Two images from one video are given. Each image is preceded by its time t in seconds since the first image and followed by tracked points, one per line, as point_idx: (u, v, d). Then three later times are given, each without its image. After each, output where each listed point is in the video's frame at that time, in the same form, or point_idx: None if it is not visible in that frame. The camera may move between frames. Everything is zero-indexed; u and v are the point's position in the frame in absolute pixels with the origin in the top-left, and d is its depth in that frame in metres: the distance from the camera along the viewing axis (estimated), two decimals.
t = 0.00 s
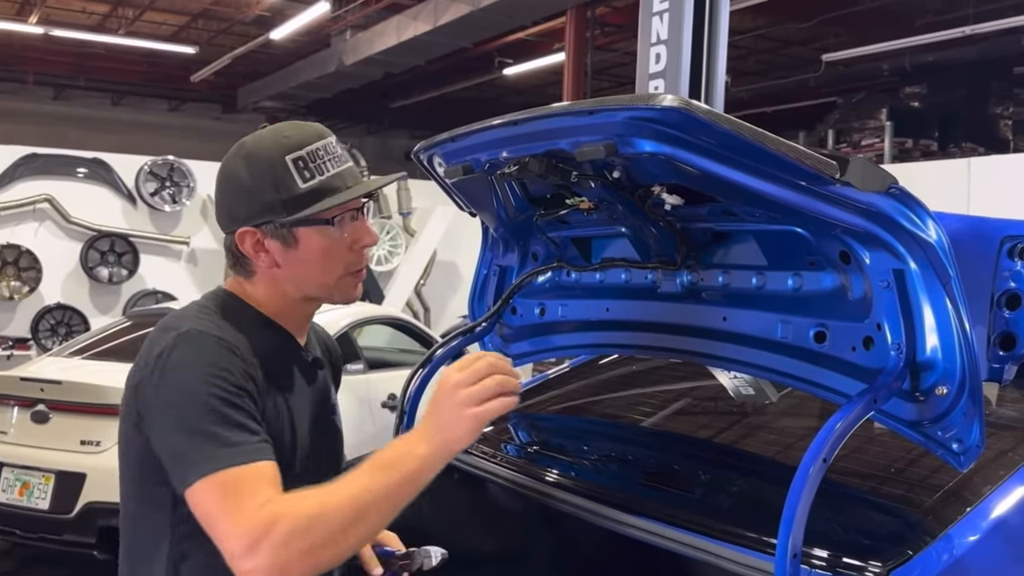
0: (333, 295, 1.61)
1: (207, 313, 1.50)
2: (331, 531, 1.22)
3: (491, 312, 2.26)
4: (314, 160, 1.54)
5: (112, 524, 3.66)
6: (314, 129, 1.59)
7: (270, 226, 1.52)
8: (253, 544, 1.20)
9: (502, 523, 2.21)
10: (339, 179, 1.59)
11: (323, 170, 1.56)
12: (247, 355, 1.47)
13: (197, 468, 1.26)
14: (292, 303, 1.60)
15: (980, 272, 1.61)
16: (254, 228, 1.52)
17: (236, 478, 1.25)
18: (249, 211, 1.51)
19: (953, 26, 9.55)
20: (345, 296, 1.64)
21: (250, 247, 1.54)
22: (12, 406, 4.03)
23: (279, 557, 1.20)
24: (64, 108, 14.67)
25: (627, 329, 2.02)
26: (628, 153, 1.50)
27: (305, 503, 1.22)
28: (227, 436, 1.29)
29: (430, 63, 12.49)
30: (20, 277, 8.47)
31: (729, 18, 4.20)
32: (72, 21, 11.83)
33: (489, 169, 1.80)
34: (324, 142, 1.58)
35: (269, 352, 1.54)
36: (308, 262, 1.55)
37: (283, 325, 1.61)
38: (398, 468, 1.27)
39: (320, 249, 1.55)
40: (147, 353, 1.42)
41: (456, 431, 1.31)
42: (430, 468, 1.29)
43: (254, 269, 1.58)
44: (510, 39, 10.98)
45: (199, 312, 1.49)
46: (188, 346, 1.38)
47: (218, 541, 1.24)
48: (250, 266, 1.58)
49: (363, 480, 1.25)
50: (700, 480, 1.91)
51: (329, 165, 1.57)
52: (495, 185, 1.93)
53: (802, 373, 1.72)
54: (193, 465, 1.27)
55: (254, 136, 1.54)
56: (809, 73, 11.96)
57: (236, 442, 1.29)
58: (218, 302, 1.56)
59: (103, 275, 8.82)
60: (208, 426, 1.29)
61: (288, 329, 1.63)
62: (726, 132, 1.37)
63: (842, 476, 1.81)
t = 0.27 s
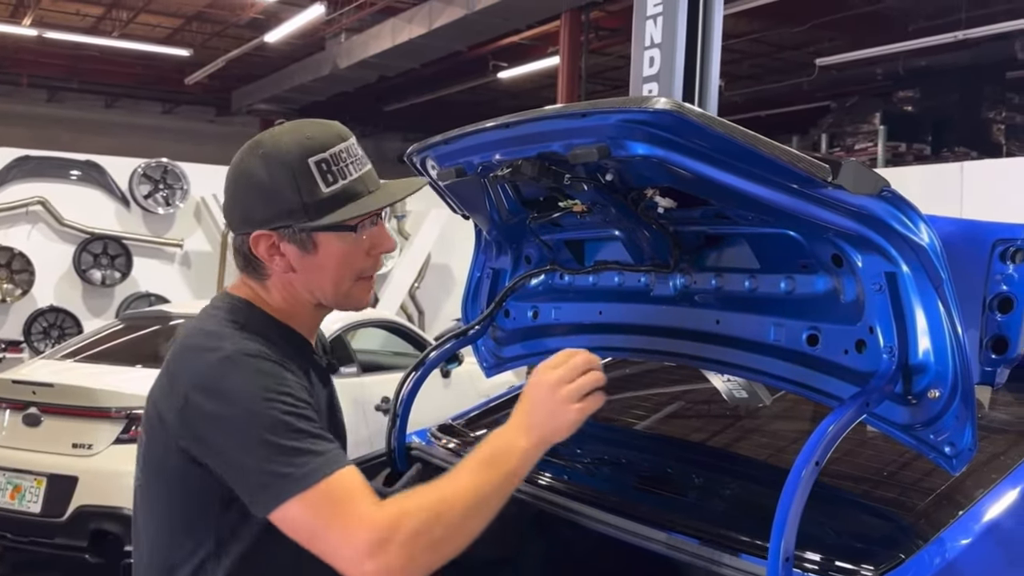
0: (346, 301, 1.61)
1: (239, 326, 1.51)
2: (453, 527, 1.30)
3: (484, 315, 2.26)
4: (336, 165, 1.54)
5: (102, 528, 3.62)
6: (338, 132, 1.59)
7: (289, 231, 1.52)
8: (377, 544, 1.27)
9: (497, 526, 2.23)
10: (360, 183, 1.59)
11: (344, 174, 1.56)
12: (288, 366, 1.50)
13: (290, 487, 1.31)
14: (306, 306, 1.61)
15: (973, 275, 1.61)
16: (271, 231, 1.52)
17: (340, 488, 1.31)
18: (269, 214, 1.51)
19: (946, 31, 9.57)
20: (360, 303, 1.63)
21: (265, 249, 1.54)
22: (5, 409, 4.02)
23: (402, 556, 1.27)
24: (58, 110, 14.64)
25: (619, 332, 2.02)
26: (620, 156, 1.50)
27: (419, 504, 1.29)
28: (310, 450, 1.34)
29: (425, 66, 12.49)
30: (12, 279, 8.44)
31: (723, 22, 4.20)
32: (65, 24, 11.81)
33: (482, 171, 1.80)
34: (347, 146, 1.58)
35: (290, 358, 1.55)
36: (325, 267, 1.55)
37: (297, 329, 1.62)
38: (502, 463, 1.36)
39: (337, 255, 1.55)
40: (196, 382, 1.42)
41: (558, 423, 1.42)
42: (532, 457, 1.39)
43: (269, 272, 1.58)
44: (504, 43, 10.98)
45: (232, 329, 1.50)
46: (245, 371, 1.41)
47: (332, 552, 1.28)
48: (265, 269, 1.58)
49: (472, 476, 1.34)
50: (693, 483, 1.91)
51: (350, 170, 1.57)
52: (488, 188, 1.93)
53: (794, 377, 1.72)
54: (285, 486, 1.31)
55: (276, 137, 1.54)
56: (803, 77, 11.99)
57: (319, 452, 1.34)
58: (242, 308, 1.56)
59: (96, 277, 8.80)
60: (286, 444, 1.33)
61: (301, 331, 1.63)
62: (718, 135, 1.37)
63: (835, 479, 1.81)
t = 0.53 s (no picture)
0: (367, 308, 1.51)
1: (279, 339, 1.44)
2: (558, 502, 1.29)
3: (472, 319, 2.25)
4: (364, 163, 1.44)
5: (90, 533, 3.61)
6: (364, 129, 1.49)
7: (311, 233, 1.43)
8: (489, 534, 1.26)
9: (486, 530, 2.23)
10: (387, 184, 1.49)
11: (371, 175, 1.45)
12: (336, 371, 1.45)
13: (384, 490, 1.27)
14: (327, 313, 1.51)
15: (961, 278, 1.60)
16: (292, 233, 1.43)
17: (431, 480, 1.28)
18: (290, 216, 1.41)
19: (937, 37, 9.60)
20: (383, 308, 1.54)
21: (285, 253, 1.45)
22: None
23: (515, 536, 1.27)
24: (49, 114, 14.60)
25: (607, 336, 2.01)
26: (609, 158, 1.50)
27: (520, 484, 1.28)
28: (392, 450, 1.30)
29: (418, 71, 12.49)
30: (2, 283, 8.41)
31: (714, 27, 4.20)
32: (57, 27, 11.78)
33: (470, 173, 1.79)
34: (374, 143, 1.48)
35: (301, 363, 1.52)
36: (348, 271, 1.46)
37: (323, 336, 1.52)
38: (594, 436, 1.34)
39: (360, 258, 1.45)
40: (255, 403, 1.35)
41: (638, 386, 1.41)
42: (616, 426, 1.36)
43: (287, 278, 1.48)
44: (496, 48, 10.98)
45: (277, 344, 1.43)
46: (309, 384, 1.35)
47: (443, 541, 1.27)
48: (283, 274, 1.48)
49: (566, 449, 1.31)
50: (683, 488, 1.90)
51: (377, 168, 1.47)
52: (476, 191, 1.93)
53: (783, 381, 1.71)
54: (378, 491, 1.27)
55: (298, 135, 1.44)
56: (795, 83, 12.02)
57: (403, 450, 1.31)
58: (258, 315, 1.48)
59: (86, 282, 8.77)
60: (367, 450, 1.29)
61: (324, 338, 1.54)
62: (706, 138, 1.36)
63: (824, 484, 1.80)
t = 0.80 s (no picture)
0: (371, 315, 1.50)
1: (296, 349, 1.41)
2: (606, 467, 1.36)
3: (460, 324, 2.22)
4: (371, 168, 1.41)
5: (76, 541, 3.59)
6: (369, 131, 1.46)
7: (316, 241, 1.41)
8: (546, 496, 1.33)
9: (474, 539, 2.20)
10: (393, 189, 1.46)
11: (377, 180, 1.43)
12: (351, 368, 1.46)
13: (428, 477, 1.31)
14: (332, 321, 1.50)
15: (950, 285, 1.58)
16: (296, 241, 1.41)
17: (477, 452, 1.35)
18: (296, 224, 1.39)
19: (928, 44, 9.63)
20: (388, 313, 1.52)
21: (290, 261, 1.43)
22: None
23: (565, 498, 1.34)
24: (41, 119, 14.54)
25: (595, 343, 1.99)
26: (595, 163, 1.48)
27: (566, 448, 1.36)
28: (427, 437, 1.34)
29: (410, 77, 12.48)
30: None
31: (704, 33, 4.19)
32: (49, 33, 11.74)
33: (456, 178, 1.77)
34: (380, 146, 1.45)
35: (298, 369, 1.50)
36: (354, 277, 1.45)
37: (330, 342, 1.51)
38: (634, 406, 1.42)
39: (365, 263, 1.44)
40: (285, 413, 1.33)
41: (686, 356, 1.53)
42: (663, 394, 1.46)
43: (291, 287, 1.46)
44: (488, 54, 10.98)
45: (294, 352, 1.41)
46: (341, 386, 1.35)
47: (496, 511, 1.34)
48: (286, 282, 1.46)
49: (615, 412, 1.40)
50: (672, 497, 1.89)
51: (383, 173, 1.44)
52: (463, 196, 1.91)
53: (773, 388, 1.70)
54: (423, 480, 1.31)
55: (302, 140, 1.41)
56: (786, 89, 12.05)
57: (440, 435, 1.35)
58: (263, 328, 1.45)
59: (76, 287, 8.72)
60: (405, 442, 1.31)
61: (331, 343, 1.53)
62: (693, 143, 1.35)
63: (813, 493, 1.78)
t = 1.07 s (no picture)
0: (365, 322, 1.47)
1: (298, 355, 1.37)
2: (626, 445, 1.36)
3: (449, 332, 2.19)
4: (363, 172, 1.38)
5: (64, 550, 3.54)
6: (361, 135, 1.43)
7: (307, 247, 1.37)
8: (568, 472, 1.33)
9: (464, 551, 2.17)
10: (385, 194, 1.43)
11: (369, 183, 1.39)
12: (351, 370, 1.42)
13: (442, 468, 1.29)
14: (324, 329, 1.46)
15: (944, 293, 1.56)
16: (288, 247, 1.37)
17: (486, 435, 1.34)
18: (286, 229, 1.35)
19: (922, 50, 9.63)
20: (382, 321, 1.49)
21: (282, 268, 1.39)
22: None
23: (583, 473, 1.34)
24: (35, 125, 14.49)
25: (585, 351, 1.97)
26: (583, 169, 1.45)
27: (578, 428, 1.35)
28: (437, 428, 1.31)
29: (405, 83, 12.47)
30: None
31: (698, 38, 4.17)
32: (43, 38, 11.70)
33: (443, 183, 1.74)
34: (371, 150, 1.42)
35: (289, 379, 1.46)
36: (346, 283, 1.41)
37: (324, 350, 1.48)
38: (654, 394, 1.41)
39: (358, 269, 1.41)
40: (294, 417, 1.27)
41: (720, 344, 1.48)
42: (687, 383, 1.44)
43: (283, 295, 1.42)
44: (483, 60, 10.96)
45: (295, 357, 1.36)
46: (351, 386, 1.31)
47: (514, 488, 1.32)
48: (278, 290, 1.43)
49: (634, 399, 1.40)
50: (663, 508, 1.86)
51: (375, 178, 1.41)
52: (451, 203, 1.88)
53: (766, 398, 1.67)
54: (436, 472, 1.28)
55: (292, 145, 1.37)
56: (781, 95, 12.05)
57: (451, 429, 1.32)
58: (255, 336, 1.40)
59: (68, 293, 8.68)
60: (417, 437, 1.28)
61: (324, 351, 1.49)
62: (684, 149, 1.32)
63: (803, 506, 1.74)
